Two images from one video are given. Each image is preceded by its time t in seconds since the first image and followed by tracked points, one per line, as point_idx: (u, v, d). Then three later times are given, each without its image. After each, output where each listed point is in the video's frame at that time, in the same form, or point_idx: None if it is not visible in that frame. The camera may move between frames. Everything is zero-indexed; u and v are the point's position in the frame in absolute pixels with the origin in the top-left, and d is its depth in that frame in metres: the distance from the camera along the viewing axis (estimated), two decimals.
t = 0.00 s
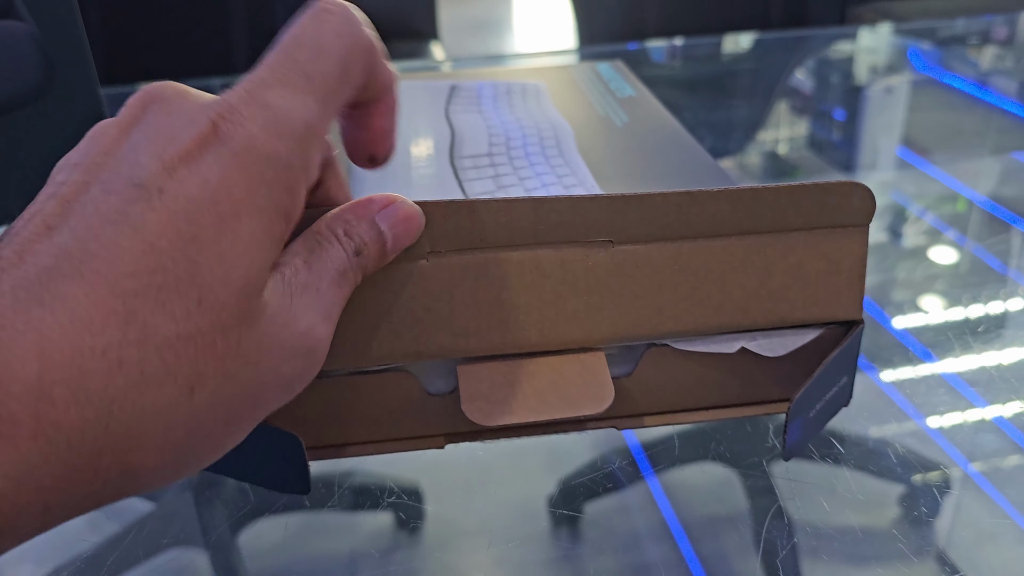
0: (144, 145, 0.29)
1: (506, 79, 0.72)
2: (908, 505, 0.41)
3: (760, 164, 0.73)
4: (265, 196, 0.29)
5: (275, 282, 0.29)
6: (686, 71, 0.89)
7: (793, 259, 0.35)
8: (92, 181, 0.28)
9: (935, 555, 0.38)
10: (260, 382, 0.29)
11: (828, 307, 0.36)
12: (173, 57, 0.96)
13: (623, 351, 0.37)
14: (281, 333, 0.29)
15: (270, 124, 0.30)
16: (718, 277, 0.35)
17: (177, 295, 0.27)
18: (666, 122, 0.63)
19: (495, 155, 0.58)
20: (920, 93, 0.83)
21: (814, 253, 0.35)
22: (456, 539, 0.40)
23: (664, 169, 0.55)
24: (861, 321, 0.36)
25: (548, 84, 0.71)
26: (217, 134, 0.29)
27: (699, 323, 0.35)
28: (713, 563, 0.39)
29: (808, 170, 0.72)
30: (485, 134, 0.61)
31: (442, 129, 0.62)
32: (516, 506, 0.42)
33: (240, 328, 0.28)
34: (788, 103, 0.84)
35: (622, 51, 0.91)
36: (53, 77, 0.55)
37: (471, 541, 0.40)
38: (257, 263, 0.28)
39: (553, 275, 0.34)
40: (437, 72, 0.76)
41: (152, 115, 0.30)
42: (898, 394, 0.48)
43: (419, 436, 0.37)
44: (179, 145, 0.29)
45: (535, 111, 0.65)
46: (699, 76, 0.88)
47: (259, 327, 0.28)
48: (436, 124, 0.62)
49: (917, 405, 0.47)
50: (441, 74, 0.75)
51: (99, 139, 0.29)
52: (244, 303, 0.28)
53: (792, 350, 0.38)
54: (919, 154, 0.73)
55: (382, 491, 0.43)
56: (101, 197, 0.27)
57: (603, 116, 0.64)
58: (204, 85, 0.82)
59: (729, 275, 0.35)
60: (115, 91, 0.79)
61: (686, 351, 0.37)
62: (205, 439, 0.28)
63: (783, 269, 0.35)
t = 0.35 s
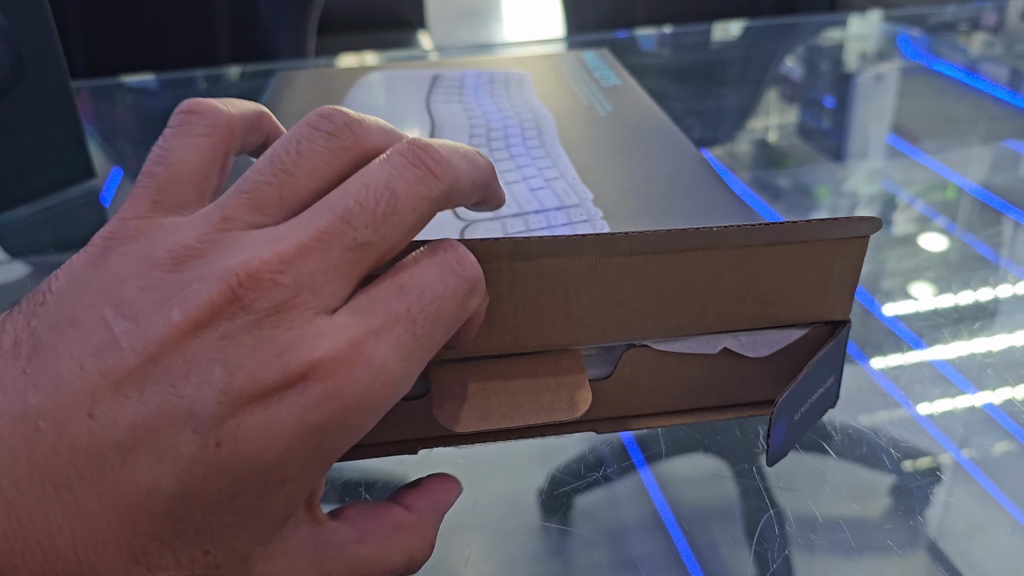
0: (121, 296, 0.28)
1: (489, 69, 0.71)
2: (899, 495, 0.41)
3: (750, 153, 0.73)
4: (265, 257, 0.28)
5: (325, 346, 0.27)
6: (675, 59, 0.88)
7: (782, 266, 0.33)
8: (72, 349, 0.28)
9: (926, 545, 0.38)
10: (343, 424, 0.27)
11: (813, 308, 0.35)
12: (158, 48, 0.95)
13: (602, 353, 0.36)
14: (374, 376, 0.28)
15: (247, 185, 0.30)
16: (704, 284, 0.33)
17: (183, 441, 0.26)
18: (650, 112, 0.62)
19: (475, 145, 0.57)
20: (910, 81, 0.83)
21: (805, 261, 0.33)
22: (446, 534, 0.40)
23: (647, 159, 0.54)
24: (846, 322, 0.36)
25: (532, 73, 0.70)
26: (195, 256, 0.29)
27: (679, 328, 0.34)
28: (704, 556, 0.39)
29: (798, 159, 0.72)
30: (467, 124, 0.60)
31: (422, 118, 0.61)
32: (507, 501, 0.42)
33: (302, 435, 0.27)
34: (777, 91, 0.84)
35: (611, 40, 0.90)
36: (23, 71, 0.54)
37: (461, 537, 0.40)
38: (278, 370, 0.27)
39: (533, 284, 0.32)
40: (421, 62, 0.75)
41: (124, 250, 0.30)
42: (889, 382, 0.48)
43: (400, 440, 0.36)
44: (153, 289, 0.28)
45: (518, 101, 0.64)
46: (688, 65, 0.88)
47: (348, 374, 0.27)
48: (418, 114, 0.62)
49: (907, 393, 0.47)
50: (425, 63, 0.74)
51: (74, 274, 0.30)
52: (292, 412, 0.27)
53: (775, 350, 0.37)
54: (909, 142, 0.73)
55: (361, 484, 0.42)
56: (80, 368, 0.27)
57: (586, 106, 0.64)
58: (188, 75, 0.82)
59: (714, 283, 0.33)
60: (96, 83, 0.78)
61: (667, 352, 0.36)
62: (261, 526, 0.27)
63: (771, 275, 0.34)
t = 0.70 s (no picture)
0: (213, 317, 0.27)
1: (477, 60, 0.71)
2: (890, 484, 0.41)
3: (742, 143, 0.73)
4: (355, 283, 0.26)
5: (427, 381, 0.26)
6: (665, 50, 0.88)
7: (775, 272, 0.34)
8: (169, 367, 0.26)
9: (916, 534, 0.38)
10: (434, 456, 0.27)
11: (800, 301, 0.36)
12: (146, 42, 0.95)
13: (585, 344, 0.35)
14: (459, 415, 0.27)
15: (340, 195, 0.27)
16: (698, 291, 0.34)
17: (293, 479, 0.25)
18: (637, 104, 0.62)
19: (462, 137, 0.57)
20: (901, 70, 0.82)
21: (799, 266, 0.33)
22: (439, 527, 0.40)
23: (632, 150, 0.55)
24: (831, 312, 0.36)
25: (518, 64, 0.70)
26: (280, 280, 0.26)
27: (668, 322, 0.35)
28: (697, 546, 0.39)
29: (789, 149, 0.72)
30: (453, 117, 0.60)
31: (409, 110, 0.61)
32: (498, 494, 0.42)
33: (384, 471, 0.26)
34: (768, 81, 0.83)
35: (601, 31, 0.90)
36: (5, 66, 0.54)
37: (454, 530, 0.40)
38: (377, 416, 0.26)
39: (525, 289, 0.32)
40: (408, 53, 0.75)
41: (195, 262, 0.28)
42: (881, 371, 0.48)
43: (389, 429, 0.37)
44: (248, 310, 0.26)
45: (505, 92, 0.64)
46: (678, 56, 0.88)
47: (439, 422, 0.27)
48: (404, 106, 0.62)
49: (899, 381, 0.47)
50: (413, 55, 0.74)
51: (155, 284, 0.28)
52: (393, 452, 0.26)
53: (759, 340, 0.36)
54: (901, 131, 0.73)
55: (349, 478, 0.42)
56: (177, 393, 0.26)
57: (573, 97, 0.64)
58: (174, 69, 0.81)
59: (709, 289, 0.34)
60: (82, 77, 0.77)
61: (650, 344, 0.35)
62: (351, 527, 0.28)
63: (764, 280, 0.34)
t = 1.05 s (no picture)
0: (168, 310, 0.29)
1: (467, 46, 0.71)
2: (887, 473, 0.41)
3: (737, 132, 0.72)
4: (297, 253, 0.29)
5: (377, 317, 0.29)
6: (659, 39, 0.88)
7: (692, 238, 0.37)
8: (122, 372, 0.28)
9: (912, 522, 0.38)
10: (402, 375, 0.30)
11: (722, 278, 0.38)
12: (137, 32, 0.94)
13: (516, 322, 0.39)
14: (414, 339, 0.30)
15: (327, 232, 0.31)
16: (621, 254, 0.36)
17: (275, 421, 0.27)
18: (618, 90, 0.60)
19: (434, 120, 0.55)
20: (897, 57, 0.82)
21: (715, 232, 0.37)
22: (437, 519, 0.40)
23: (605, 134, 0.52)
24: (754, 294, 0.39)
25: (507, 51, 0.69)
26: (206, 253, 0.30)
27: (591, 290, 0.38)
28: (694, 536, 0.39)
29: (785, 137, 0.72)
30: (430, 101, 0.59)
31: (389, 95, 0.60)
32: (494, 485, 0.42)
33: (358, 398, 0.29)
34: (763, 69, 0.83)
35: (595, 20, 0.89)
36: None
37: (451, 521, 0.40)
38: (336, 342, 0.28)
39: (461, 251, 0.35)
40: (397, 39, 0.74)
41: (134, 277, 0.30)
42: (877, 359, 0.48)
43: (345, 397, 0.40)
44: (191, 297, 0.29)
45: (488, 79, 0.63)
46: (673, 45, 0.87)
47: (397, 338, 0.30)
48: (385, 90, 0.60)
49: (895, 369, 0.47)
50: (402, 41, 0.73)
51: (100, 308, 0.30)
52: (363, 375, 0.29)
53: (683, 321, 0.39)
54: (896, 119, 0.73)
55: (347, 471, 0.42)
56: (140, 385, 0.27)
57: (554, 82, 0.62)
58: (165, 60, 0.81)
59: (631, 253, 0.37)
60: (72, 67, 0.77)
61: (578, 321, 0.38)
62: (340, 474, 0.29)
63: (683, 247, 0.37)
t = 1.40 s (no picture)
0: (147, 295, 0.29)
1: (467, 33, 0.71)
2: (886, 466, 0.41)
3: (737, 126, 0.73)
4: (259, 249, 0.29)
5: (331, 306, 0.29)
6: (660, 35, 0.88)
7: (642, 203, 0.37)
8: (108, 348, 0.28)
9: (911, 515, 0.38)
10: (358, 351, 0.31)
11: (673, 244, 0.38)
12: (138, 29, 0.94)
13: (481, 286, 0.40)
14: (368, 322, 0.31)
15: (291, 231, 0.30)
16: (571, 215, 0.37)
17: (236, 399, 0.28)
18: (611, 74, 0.60)
19: (430, 104, 0.55)
20: (896, 52, 0.82)
21: (661, 196, 0.37)
22: (439, 512, 0.40)
23: (595, 115, 0.52)
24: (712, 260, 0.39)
25: (508, 39, 0.69)
26: (184, 242, 0.30)
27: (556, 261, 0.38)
28: (693, 529, 0.39)
29: (785, 132, 0.72)
30: (428, 87, 0.59)
31: (390, 80, 0.60)
32: (496, 478, 0.42)
33: (316, 372, 0.29)
34: (763, 64, 0.83)
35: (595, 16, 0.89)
36: None
37: (453, 514, 0.40)
38: (291, 325, 0.28)
39: (415, 214, 0.36)
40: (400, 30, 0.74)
41: (124, 261, 0.30)
42: (875, 353, 0.48)
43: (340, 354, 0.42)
44: (169, 282, 0.29)
45: (488, 65, 0.63)
46: (673, 41, 0.87)
47: (349, 326, 0.30)
48: (385, 76, 0.61)
49: (894, 363, 0.47)
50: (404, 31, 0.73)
51: (93, 288, 0.30)
52: (320, 353, 0.29)
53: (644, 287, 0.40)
54: (896, 114, 0.73)
55: (350, 464, 0.43)
56: (120, 361, 0.28)
57: (549, 67, 0.62)
58: (167, 58, 0.81)
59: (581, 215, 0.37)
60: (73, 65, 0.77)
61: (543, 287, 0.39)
62: (301, 442, 0.30)
63: (632, 210, 0.37)
